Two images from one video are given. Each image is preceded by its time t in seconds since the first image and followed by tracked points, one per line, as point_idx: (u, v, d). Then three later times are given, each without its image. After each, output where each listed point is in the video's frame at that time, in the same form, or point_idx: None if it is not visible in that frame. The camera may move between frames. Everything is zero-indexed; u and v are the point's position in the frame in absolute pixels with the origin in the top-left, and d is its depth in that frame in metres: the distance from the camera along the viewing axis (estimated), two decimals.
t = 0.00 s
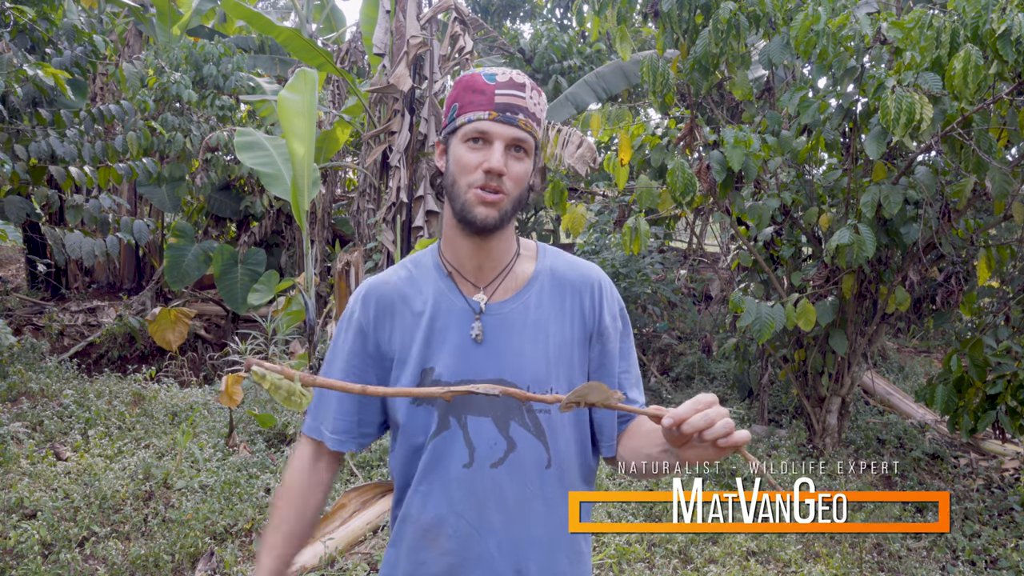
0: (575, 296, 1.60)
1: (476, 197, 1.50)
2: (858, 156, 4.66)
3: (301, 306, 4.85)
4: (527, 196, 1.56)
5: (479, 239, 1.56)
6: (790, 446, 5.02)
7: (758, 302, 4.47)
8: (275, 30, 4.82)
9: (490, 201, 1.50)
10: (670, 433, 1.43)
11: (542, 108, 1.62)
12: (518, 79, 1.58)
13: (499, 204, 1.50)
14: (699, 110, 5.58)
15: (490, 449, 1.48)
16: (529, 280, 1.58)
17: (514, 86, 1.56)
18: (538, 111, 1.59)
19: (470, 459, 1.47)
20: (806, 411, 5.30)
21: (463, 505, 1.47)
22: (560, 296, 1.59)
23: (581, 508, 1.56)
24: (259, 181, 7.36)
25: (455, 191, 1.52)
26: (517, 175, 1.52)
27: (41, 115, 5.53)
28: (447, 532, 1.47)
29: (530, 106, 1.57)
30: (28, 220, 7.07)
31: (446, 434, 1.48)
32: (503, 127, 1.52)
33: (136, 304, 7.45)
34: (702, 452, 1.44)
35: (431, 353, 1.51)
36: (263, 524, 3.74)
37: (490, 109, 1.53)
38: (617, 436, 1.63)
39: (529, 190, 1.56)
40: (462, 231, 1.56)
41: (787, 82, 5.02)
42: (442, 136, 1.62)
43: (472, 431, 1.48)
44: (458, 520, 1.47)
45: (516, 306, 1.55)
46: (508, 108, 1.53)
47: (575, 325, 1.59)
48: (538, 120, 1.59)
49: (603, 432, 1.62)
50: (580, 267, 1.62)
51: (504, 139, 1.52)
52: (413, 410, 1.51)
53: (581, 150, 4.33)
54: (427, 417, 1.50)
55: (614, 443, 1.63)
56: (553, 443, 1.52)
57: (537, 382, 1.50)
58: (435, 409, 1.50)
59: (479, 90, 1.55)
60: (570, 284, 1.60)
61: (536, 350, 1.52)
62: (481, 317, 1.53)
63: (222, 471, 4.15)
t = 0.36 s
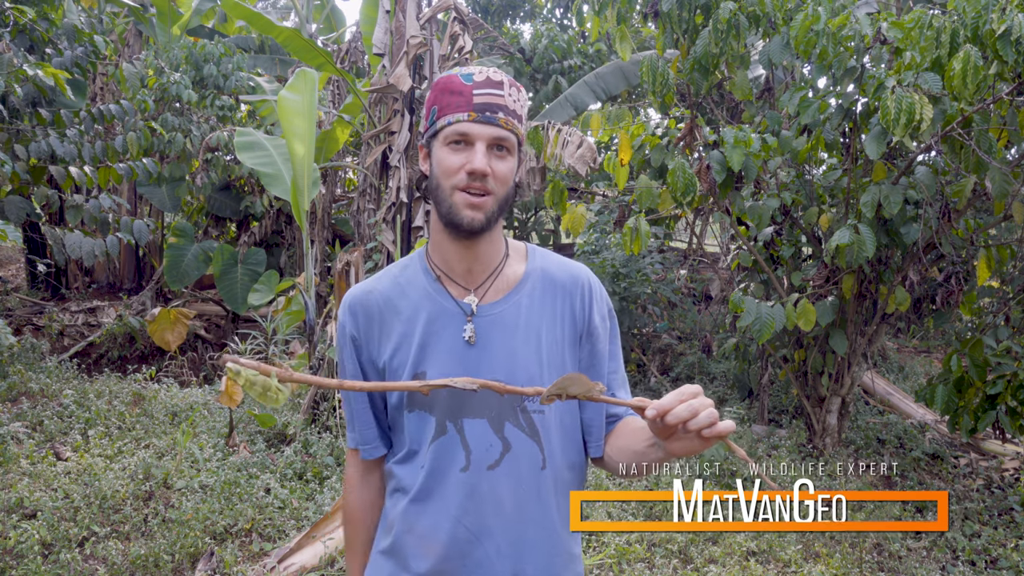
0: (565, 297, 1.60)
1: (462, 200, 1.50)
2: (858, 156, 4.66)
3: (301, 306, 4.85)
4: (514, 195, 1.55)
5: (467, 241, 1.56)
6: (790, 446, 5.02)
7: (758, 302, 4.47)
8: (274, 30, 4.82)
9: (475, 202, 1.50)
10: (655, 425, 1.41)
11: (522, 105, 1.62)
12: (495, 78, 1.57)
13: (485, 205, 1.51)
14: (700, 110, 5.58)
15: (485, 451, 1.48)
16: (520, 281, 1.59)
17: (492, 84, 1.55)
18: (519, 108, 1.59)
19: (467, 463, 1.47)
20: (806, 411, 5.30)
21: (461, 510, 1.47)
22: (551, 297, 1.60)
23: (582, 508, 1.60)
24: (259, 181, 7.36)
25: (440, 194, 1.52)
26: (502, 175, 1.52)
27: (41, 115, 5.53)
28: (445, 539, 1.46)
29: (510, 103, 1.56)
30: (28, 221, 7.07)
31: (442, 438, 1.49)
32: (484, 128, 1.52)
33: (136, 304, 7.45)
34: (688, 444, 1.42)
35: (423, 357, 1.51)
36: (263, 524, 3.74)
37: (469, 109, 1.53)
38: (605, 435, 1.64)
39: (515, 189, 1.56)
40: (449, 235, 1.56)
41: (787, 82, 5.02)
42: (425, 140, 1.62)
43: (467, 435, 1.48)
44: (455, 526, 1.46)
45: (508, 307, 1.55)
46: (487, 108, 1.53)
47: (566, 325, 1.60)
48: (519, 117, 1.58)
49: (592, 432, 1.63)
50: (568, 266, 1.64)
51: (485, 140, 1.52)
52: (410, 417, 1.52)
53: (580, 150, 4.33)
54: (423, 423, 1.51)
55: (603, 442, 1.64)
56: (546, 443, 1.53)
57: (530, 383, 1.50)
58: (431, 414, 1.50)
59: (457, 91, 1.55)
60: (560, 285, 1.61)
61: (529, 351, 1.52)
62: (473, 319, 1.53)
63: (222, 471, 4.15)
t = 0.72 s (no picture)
0: (570, 297, 1.60)
1: (467, 200, 1.50)
2: (858, 156, 4.66)
3: (301, 306, 4.85)
4: (517, 196, 1.55)
5: (472, 241, 1.55)
6: (790, 446, 5.02)
7: (758, 302, 4.47)
8: (274, 30, 4.82)
9: (479, 202, 1.50)
10: (658, 419, 1.41)
11: (525, 106, 1.62)
12: (497, 78, 1.58)
13: (489, 206, 1.50)
14: (700, 110, 5.58)
15: (487, 450, 1.48)
16: (523, 281, 1.58)
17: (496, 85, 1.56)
18: (522, 108, 1.59)
19: (468, 461, 1.48)
20: (806, 411, 5.30)
21: (463, 506, 1.47)
22: (555, 297, 1.59)
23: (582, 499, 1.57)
24: (259, 181, 7.36)
25: (444, 195, 1.51)
26: (506, 176, 1.52)
27: (41, 115, 5.53)
28: (447, 536, 1.47)
29: (513, 104, 1.56)
30: (28, 220, 7.07)
31: (444, 436, 1.49)
32: (487, 127, 1.52)
33: (136, 304, 7.45)
34: (691, 439, 1.41)
35: (427, 357, 1.51)
36: (263, 524, 3.74)
37: (472, 110, 1.53)
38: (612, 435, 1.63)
39: (519, 188, 1.56)
40: (454, 234, 1.55)
41: (787, 82, 5.03)
42: (429, 140, 1.62)
43: (469, 433, 1.48)
44: (457, 522, 1.47)
45: (512, 307, 1.55)
46: (490, 109, 1.53)
47: (569, 325, 1.59)
48: (522, 117, 1.58)
49: (598, 431, 1.61)
50: (573, 266, 1.63)
51: (489, 139, 1.51)
52: (412, 415, 1.52)
53: (581, 150, 4.33)
54: (425, 420, 1.51)
55: (609, 442, 1.62)
56: (548, 442, 1.51)
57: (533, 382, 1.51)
58: (433, 412, 1.50)
59: (461, 92, 1.55)
60: (564, 285, 1.60)
61: (532, 352, 1.52)
62: (476, 319, 1.53)
63: (222, 471, 4.15)
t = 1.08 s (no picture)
0: (576, 297, 1.60)
1: (480, 187, 1.49)
2: (858, 156, 4.66)
3: (301, 306, 4.84)
4: (529, 188, 1.55)
5: (483, 236, 1.55)
6: (790, 446, 5.03)
7: (758, 302, 4.47)
8: (275, 30, 4.82)
9: (492, 193, 1.49)
10: (670, 419, 1.42)
11: (536, 104, 1.63)
12: (509, 74, 1.58)
13: (502, 194, 1.49)
14: (700, 110, 5.58)
15: (495, 447, 1.48)
16: (532, 279, 1.58)
17: (507, 80, 1.56)
18: (532, 104, 1.60)
19: (477, 457, 1.48)
20: (806, 411, 5.30)
21: (472, 503, 1.47)
22: (563, 296, 1.60)
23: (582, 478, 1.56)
24: (259, 180, 7.36)
25: (457, 183, 1.50)
26: (518, 165, 1.51)
27: (41, 115, 5.52)
28: (456, 532, 1.47)
29: (524, 98, 1.57)
30: (28, 220, 7.07)
31: (453, 434, 1.48)
32: (500, 118, 1.52)
33: (136, 304, 7.45)
34: (702, 439, 1.42)
35: (436, 354, 1.51)
36: (263, 524, 3.74)
37: (485, 101, 1.53)
38: (616, 434, 1.63)
39: (531, 181, 1.56)
40: (466, 228, 1.55)
41: (787, 82, 5.03)
42: (441, 137, 1.62)
43: (478, 430, 1.48)
44: (466, 519, 1.47)
45: (520, 305, 1.55)
46: (503, 100, 1.53)
47: (576, 325, 1.60)
48: (532, 113, 1.59)
49: (603, 430, 1.62)
50: (579, 266, 1.63)
51: (501, 129, 1.52)
52: (421, 413, 1.52)
53: (581, 150, 4.32)
54: (434, 418, 1.51)
55: (614, 440, 1.63)
56: (555, 441, 1.52)
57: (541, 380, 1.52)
58: (442, 410, 1.50)
59: (473, 85, 1.56)
60: (572, 285, 1.61)
61: (540, 350, 1.52)
62: (485, 315, 1.53)
63: (222, 471, 4.16)
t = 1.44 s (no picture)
0: (583, 297, 1.61)
1: (485, 197, 1.51)
2: (858, 156, 4.66)
3: (301, 306, 4.84)
4: (536, 194, 1.57)
5: (491, 240, 1.57)
6: (790, 446, 5.03)
7: (758, 302, 4.47)
8: (275, 30, 4.82)
9: (497, 199, 1.51)
10: (678, 414, 1.47)
11: (544, 107, 1.63)
12: (516, 79, 1.58)
13: (507, 202, 1.51)
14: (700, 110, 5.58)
15: (499, 444, 1.48)
16: (539, 279, 1.59)
17: (514, 86, 1.57)
18: (540, 109, 1.60)
19: (481, 454, 1.47)
20: (806, 411, 5.30)
21: (474, 500, 1.47)
22: (570, 297, 1.60)
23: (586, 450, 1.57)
24: (259, 181, 7.36)
25: (464, 192, 1.52)
26: (523, 173, 1.53)
27: (42, 116, 5.51)
28: (459, 529, 1.47)
29: (531, 104, 1.57)
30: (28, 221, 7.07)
31: (457, 430, 1.48)
32: (505, 127, 1.53)
33: (136, 304, 7.45)
34: (710, 434, 1.48)
35: (442, 350, 1.50)
36: (263, 524, 3.74)
37: (491, 109, 1.54)
38: (625, 436, 1.66)
39: (537, 187, 1.57)
40: (473, 232, 1.57)
41: (787, 82, 5.03)
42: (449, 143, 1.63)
43: (482, 427, 1.48)
44: (468, 515, 1.46)
45: (527, 304, 1.55)
46: (508, 108, 1.54)
47: (583, 325, 1.60)
48: (540, 118, 1.59)
49: (611, 431, 1.64)
50: (586, 268, 1.64)
51: (506, 138, 1.53)
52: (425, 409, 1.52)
53: (581, 150, 4.32)
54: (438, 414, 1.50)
55: (622, 442, 1.65)
56: (558, 439, 1.53)
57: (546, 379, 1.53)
58: (446, 406, 1.50)
59: (479, 92, 1.57)
60: (579, 286, 1.61)
61: (546, 349, 1.53)
62: (491, 313, 1.53)
63: (222, 471, 4.16)
